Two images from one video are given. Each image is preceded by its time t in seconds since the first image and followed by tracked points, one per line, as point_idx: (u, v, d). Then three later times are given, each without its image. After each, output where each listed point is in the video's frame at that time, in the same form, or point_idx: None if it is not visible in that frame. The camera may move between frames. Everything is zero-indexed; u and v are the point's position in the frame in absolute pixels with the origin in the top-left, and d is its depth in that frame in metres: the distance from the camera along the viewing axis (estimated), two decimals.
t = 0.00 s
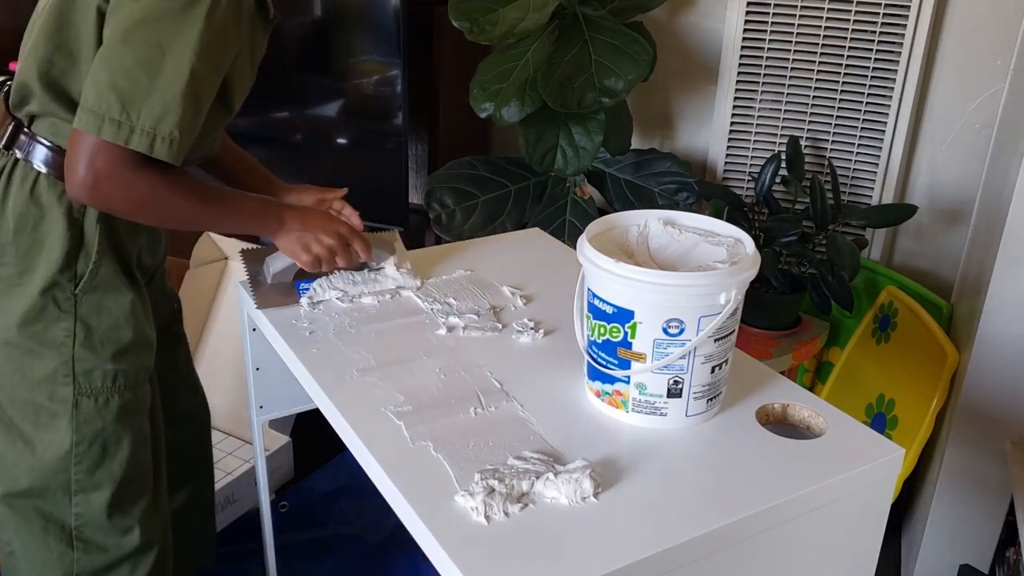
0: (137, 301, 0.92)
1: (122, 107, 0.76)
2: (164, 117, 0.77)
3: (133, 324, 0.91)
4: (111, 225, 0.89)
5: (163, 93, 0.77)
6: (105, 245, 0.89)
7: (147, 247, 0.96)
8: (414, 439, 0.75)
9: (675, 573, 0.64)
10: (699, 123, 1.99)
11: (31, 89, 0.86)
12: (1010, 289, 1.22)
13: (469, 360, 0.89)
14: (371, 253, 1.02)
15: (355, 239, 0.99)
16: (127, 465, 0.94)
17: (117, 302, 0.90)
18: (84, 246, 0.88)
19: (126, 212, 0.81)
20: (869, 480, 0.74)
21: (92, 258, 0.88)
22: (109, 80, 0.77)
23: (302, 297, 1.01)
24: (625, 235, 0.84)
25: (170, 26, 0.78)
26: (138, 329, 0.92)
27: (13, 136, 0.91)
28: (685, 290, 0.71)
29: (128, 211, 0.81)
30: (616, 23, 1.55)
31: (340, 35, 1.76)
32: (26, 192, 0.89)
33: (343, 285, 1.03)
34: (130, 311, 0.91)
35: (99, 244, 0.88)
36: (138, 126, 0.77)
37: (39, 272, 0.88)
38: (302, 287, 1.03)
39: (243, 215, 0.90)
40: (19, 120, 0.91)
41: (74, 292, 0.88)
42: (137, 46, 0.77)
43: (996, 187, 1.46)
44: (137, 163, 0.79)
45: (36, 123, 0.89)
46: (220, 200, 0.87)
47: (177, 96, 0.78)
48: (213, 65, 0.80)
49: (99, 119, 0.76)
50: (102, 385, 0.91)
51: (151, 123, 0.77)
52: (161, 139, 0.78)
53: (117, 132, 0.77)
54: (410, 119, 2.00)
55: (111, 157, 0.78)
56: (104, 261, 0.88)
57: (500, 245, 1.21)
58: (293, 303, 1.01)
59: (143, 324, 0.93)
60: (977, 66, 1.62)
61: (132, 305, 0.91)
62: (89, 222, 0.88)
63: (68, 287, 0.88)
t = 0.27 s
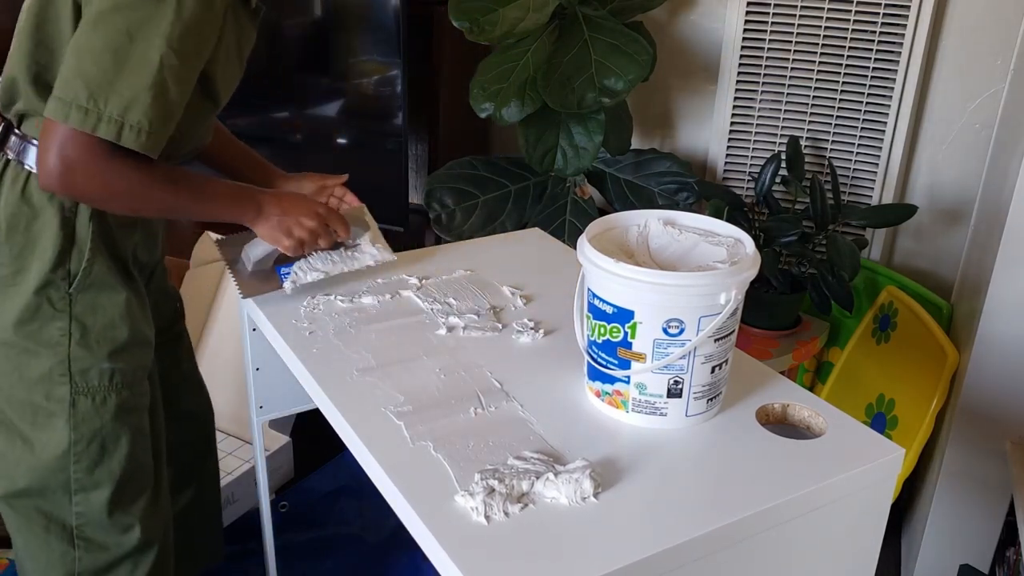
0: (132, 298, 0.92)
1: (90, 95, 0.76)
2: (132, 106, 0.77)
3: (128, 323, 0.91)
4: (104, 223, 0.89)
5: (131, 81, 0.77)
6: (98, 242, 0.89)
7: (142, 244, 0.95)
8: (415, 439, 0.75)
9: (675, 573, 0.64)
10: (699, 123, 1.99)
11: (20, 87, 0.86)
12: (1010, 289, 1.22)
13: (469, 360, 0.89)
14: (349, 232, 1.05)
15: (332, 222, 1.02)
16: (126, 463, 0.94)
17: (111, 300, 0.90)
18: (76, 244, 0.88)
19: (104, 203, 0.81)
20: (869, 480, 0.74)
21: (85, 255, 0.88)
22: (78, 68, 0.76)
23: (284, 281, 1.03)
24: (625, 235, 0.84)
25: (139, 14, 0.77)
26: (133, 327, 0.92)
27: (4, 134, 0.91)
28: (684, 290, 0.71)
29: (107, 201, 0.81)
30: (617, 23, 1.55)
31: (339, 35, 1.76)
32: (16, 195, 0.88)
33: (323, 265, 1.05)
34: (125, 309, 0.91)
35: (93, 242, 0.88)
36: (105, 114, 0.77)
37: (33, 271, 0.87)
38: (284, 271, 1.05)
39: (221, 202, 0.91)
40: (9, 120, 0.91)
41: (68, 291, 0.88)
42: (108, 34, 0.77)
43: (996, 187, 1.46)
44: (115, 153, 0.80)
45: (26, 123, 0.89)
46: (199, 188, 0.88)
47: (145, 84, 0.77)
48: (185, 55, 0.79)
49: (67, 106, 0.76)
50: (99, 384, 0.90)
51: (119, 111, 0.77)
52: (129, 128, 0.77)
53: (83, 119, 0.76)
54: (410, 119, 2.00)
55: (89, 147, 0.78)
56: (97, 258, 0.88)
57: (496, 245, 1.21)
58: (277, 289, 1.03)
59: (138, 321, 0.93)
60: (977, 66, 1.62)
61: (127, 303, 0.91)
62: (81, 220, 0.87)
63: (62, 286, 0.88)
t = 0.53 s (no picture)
0: (118, 300, 0.91)
1: (73, 85, 0.73)
2: (116, 95, 0.74)
3: (115, 324, 0.90)
4: (88, 224, 0.88)
5: (116, 69, 0.74)
6: (82, 242, 0.88)
7: (127, 243, 0.94)
8: (415, 439, 0.75)
9: (676, 573, 0.64)
10: (699, 123, 1.99)
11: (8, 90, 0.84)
12: (1010, 289, 1.22)
13: (469, 360, 0.89)
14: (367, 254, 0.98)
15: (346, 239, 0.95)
16: (115, 465, 0.93)
17: (96, 302, 0.89)
18: (59, 244, 0.87)
19: (91, 202, 0.77)
20: (869, 479, 0.74)
21: (70, 256, 0.87)
22: (61, 61, 0.73)
23: (296, 305, 0.99)
24: (625, 235, 0.84)
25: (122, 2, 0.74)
26: (120, 329, 0.91)
27: None
28: (684, 290, 0.70)
29: (93, 201, 0.77)
30: (616, 23, 1.55)
31: (339, 35, 1.76)
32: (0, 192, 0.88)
33: (339, 290, 1.01)
34: (112, 311, 0.90)
35: (77, 242, 0.87)
36: (89, 103, 0.73)
37: (16, 270, 0.87)
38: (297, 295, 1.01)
39: (222, 213, 0.85)
40: None
41: (53, 293, 0.87)
42: (91, 24, 0.74)
43: (996, 187, 1.46)
44: (103, 151, 0.76)
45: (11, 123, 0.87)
46: (195, 193, 0.83)
47: (130, 72, 0.74)
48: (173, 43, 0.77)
49: (52, 100, 0.73)
50: (86, 386, 0.90)
51: (103, 100, 0.73)
52: (113, 117, 0.74)
53: (67, 110, 0.73)
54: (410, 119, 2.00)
55: (76, 143, 0.75)
56: (82, 260, 0.87)
57: (497, 245, 1.21)
58: (287, 313, 0.99)
59: (126, 324, 0.92)
60: (977, 66, 1.62)
61: (113, 304, 0.90)
62: (65, 220, 0.87)
63: (47, 288, 0.87)
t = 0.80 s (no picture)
0: (105, 303, 0.91)
1: (95, 104, 0.73)
2: (137, 109, 0.74)
3: (102, 328, 0.90)
4: (72, 226, 0.88)
5: (133, 82, 0.73)
6: (66, 244, 0.87)
7: (115, 247, 0.93)
8: (415, 439, 0.75)
9: (676, 572, 0.64)
10: (699, 123, 1.99)
11: None
12: (1010, 289, 1.22)
13: (468, 360, 0.89)
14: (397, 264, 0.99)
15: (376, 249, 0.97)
16: (100, 471, 0.92)
17: (82, 306, 0.88)
18: (43, 248, 0.87)
19: (138, 224, 0.80)
20: (869, 480, 0.74)
21: (53, 260, 0.86)
22: (78, 79, 0.73)
23: (332, 313, 0.97)
24: (626, 235, 0.84)
25: (125, 9, 0.72)
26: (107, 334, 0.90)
27: None
28: (685, 290, 0.71)
29: (133, 222, 0.79)
30: (616, 23, 1.54)
31: (339, 35, 1.76)
32: None
33: (372, 299, 1.00)
34: (98, 314, 0.89)
35: (60, 245, 0.86)
36: (112, 120, 0.73)
37: None
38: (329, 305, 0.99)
39: (256, 229, 0.87)
40: None
41: (37, 296, 0.87)
42: (98, 37, 0.72)
43: (996, 187, 1.46)
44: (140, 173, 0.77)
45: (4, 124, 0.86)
46: (233, 212, 0.85)
47: (146, 83, 0.74)
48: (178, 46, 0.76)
49: (78, 121, 0.73)
50: (69, 392, 0.89)
51: (125, 115, 0.73)
52: (138, 131, 0.74)
53: (92, 130, 0.73)
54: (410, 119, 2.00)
55: (114, 167, 0.76)
56: (65, 264, 0.87)
57: (501, 246, 1.21)
58: (320, 321, 0.96)
59: (113, 329, 0.91)
60: (977, 66, 1.62)
61: (99, 308, 0.90)
62: (49, 222, 0.87)
63: (31, 292, 0.87)
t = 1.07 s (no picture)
0: (115, 308, 0.90)
1: (115, 112, 0.73)
2: (157, 119, 0.74)
3: (110, 333, 0.89)
4: (84, 230, 0.88)
5: (152, 90, 0.73)
6: (77, 248, 0.87)
7: (126, 251, 0.93)
8: (414, 439, 0.75)
9: (676, 572, 0.64)
10: (699, 123, 1.99)
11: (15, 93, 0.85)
12: (1009, 289, 1.22)
13: (469, 360, 0.89)
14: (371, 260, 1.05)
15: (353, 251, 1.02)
16: (106, 476, 0.91)
17: (91, 309, 0.88)
18: (54, 249, 0.87)
19: (135, 226, 0.79)
20: (869, 480, 0.74)
21: (64, 262, 0.86)
22: (97, 84, 0.73)
23: (324, 314, 0.97)
24: (626, 235, 0.84)
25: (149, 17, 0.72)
26: (116, 338, 0.89)
27: None
28: (685, 290, 0.71)
29: (130, 223, 0.79)
30: (616, 23, 1.54)
31: (339, 34, 1.76)
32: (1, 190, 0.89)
33: (359, 300, 1.01)
34: (107, 319, 0.88)
35: (71, 248, 0.86)
36: (132, 129, 0.74)
37: (8, 275, 0.87)
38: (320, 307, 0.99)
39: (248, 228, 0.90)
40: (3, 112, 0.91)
41: (45, 299, 0.86)
42: (121, 46, 0.72)
43: (996, 187, 1.46)
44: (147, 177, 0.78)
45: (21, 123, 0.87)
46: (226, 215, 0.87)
47: (167, 94, 0.74)
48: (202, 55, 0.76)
49: (96, 127, 0.74)
50: (76, 397, 0.88)
51: (145, 125, 0.74)
52: (156, 141, 0.74)
53: (111, 138, 0.74)
54: (410, 119, 2.00)
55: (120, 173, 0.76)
56: (76, 267, 0.87)
57: (503, 247, 1.20)
58: (315, 322, 0.96)
59: (122, 333, 0.90)
60: (977, 66, 1.62)
61: (109, 312, 0.89)
62: (61, 224, 0.87)
63: (40, 294, 0.86)
